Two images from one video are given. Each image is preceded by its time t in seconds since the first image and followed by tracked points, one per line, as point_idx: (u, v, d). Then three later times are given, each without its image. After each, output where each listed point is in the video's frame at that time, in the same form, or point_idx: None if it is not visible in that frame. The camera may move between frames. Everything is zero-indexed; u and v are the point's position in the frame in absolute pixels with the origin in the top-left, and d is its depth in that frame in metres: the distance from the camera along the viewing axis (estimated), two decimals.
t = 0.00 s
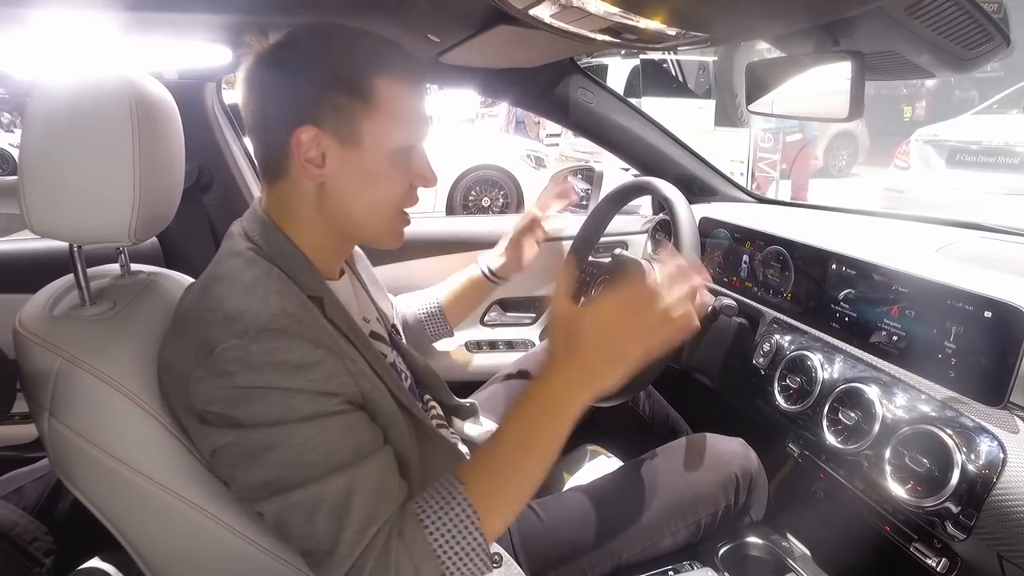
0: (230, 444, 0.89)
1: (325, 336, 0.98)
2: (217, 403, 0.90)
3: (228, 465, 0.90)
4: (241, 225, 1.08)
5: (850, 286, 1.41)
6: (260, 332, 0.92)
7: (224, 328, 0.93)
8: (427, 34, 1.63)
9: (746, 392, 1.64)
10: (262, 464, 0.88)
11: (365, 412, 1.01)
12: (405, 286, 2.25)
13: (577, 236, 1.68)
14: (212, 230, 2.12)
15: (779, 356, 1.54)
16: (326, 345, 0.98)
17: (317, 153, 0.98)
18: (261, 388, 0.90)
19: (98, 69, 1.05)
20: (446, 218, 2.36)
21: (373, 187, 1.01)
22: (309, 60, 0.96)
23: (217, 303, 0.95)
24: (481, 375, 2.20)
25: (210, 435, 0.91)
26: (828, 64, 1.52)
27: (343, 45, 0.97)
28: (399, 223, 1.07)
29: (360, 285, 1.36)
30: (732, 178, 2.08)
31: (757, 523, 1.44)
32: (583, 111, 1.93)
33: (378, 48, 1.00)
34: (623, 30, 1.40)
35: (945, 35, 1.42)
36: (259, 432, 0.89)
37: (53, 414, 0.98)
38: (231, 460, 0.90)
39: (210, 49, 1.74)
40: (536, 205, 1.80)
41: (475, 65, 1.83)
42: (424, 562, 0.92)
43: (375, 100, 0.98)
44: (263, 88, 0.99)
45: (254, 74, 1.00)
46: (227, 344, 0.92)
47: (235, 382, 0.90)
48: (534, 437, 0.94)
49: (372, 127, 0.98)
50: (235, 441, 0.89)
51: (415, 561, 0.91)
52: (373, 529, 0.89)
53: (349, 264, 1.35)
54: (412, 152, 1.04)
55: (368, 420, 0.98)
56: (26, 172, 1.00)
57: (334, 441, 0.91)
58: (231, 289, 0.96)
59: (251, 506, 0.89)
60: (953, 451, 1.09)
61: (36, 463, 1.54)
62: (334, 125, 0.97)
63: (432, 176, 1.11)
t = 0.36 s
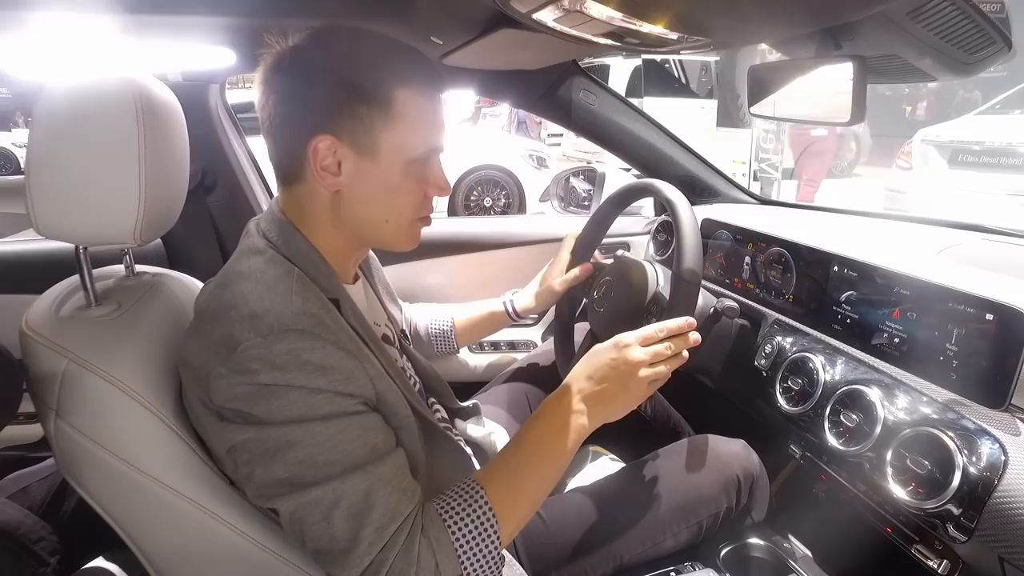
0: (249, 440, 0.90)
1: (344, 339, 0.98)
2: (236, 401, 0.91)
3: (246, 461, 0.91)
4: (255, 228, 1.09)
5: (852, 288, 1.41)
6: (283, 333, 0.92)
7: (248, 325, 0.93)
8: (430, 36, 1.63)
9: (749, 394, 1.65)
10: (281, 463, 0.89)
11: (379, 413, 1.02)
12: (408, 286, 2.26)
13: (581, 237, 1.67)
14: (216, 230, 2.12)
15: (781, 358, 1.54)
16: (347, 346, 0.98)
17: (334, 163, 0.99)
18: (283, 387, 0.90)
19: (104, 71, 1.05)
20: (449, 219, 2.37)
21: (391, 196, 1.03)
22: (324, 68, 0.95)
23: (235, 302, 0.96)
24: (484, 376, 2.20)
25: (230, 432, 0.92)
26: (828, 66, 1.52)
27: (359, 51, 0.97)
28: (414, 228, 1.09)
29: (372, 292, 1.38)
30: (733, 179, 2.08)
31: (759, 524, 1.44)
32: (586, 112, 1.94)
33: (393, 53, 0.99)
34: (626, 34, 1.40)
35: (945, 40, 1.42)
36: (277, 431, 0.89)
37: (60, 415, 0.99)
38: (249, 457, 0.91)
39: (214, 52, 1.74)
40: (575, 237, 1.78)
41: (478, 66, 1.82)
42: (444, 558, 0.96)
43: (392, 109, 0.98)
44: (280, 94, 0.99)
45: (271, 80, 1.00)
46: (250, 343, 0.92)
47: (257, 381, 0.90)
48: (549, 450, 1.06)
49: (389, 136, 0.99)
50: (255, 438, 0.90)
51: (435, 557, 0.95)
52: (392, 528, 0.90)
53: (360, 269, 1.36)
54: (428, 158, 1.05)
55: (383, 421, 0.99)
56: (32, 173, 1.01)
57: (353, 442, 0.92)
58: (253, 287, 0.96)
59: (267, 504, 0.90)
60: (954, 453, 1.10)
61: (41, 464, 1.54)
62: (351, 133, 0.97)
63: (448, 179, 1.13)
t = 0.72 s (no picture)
0: (248, 441, 0.90)
1: (343, 338, 0.98)
2: (235, 401, 0.91)
3: (246, 462, 0.91)
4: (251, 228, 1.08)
5: (853, 288, 1.41)
6: (281, 332, 0.92)
7: (247, 326, 0.93)
8: (431, 36, 1.64)
9: (750, 394, 1.65)
10: (280, 463, 0.89)
11: (378, 412, 1.02)
12: (409, 286, 2.26)
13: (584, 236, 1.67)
14: (218, 230, 2.13)
15: (782, 358, 1.54)
16: (346, 346, 0.98)
17: (325, 163, 0.99)
18: (282, 387, 0.90)
19: (106, 71, 1.05)
20: (450, 219, 2.37)
21: (384, 194, 1.02)
22: (310, 68, 0.96)
23: (233, 303, 0.96)
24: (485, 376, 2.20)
25: (230, 433, 0.92)
26: (829, 66, 1.52)
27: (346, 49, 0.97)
28: (412, 226, 1.08)
29: (369, 292, 1.38)
30: (734, 180, 2.08)
31: (760, 524, 1.44)
32: (587, 112, 1.94)
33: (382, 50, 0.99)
34: (627, 34, 1.40)
35: (947, 39, 1.42)
36: (277, 431, 0.89)
37: (61, 415, 0.99)
38: (248, 458, 0.91)
39: (215, 51, 1.74)
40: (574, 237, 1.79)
41: (480, 66, 1.82)
42: (445, 558, 0.96)
43: (379, 106, 0.97)
44: (271, 95, 1.00)
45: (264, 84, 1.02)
46: (248, 343, 0.92)
47: (256, 381, 0.90)
48: (548, 450, 1.05)
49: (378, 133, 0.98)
50: (254, 439, 0.90)
51: (436, 556, 0.95)
52: (393, 528, 0.90)
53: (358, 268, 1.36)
54: (423, 154, 1.04)
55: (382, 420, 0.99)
56: (34, 173, 1.01)
57: (353, 441, 0.92)
58: (251, 287, 0.96)
59: (266, 504, 0.90)
60: (955, 454, 1.10)
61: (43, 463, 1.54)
62: (339, 132, 0.97)
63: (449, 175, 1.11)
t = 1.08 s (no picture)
0: (242, 444, 0.90)
1: (334, 335, 0.99)
2: (229, 405, 0.90)
3: (240, 466, 0.91)
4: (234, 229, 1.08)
5: (853, 289, 1.41)
6: (271, 331, 0.93)
7: (235, 327, 0.94)
8: (432, 36, 1.64)
9: (750, 395, 1.65)
10: (276, 466, 0.89)
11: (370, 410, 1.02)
12: (409, 286, 2.26)
13: (586, 236, 1.67)
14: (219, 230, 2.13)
15: (783, 359, 1.54)
16: (334, 340, 0.99)
17: (287, 156, 1.00)
18: (274, 387, 0.90)
19: (106, 71, 1.05)
20: (450, 219, 2.37)
21: (350, 180, 1.03)
22: (259, 61, 0.97)
23: (224, 304, 0.96)
24: (485, 377, 2.20)
25: (223, 437, 0.92)
26: (830, 67, 1.52)
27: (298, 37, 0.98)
28: (383, 209, 1.09)
29: (354, 288, 1.38)
30: (736, 180, 2.08)
31: (760, 525, 1.44)
32: (587, 113, 1.94)
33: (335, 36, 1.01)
34: (627, 35, 1.40)
35: (948, 40, 1.42)
36: (270, 433, 0.89)
37: (62, 416, 0.99)
38: (242, 463, 0.90)
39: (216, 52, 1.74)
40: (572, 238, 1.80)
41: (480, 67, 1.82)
42: (446, 559, 0.96)
43: (335, 92, 0.99)
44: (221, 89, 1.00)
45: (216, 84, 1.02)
46: (238, 344, 0.92)
47: (247, 382, 0.90)
48: (549, 454, 1.06)
49: (338, 118, 0.99)
50: (248, 443, 0.90)
51: (436, 557, 0.95)
52: (391, 527, 0.90)
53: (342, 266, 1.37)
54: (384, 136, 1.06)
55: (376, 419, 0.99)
56: (35, 175, 1.01)
57: (347, 441, 0.92)
58: (239, 288, 0.97)
59: (264, 508, 0.90)
60: (955, 455, 1.10)
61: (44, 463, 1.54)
62: (297, 121, 0.98)
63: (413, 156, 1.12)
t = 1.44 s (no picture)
0: (243, 445, 0.92)
1: (332, 330, 1.00)
2: (229, 406, 0.92)
3: (244, 467, 0.92)
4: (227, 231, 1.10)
5: (853, 289, 1.42)
6: (267, 329, 0.94)
7: (233, 327, 0.95)
8: (435, 38, 1.65)
9: (750, 394, 1.66)
10: (278, 466, 0.90)
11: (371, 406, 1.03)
12: (412, 287, 2.27)
13: (589, 235, 1.68)
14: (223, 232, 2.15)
15: (783, 358, 1.55)
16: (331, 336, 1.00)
17: (268, 157, 1.04)
18: (273, 387, 0.92)
19: (112, 72, 1.06)
20: (452, 220, 2.38)
21: (333, 175, 1.06)
22: (228, 65, 1.00)
23: (223, 306, 0.98)
24: (487, 377, 2.21)
25: (224, 438, 0.93)
26: (829, 68, 1.52)
27: (263, 40, 1.01)
28: (369, 200, 1.12)
29: (353, 282, 1.39)
30: (737, 181, 2.09)
31: (760, 524, 1.44)
32: (589, 114, 1.95)
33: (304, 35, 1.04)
34: (629, 38, 1.41)
35: (948, 42, 1.42)
36: (271, 433, 0.91)
37: (68, 414, 1.00)
38: (245, 463, 0.92)
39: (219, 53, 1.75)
40: (568, 227, 1.81)
41: (483, 68, 1.83)
42: (449, 559, 0.95)
43: (306, 90, 1.02)
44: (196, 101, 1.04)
45: (187, 87, 1.05)
46: (235, 345, 0.93)
47: (246, 383, 0.92)
48: (564, 460, 1.04)
49: (313, 115, 1.03)
50: (250, 443, 0.91)
51: (440, 556, 0.94)
52: (394, 524, 0.91)
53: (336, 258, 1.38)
54: (360, 128, 1.09)
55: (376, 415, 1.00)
56: (43, 176, 1.02)
57: (347, 439, 0.93)
58: (235, 290, 0.99)
59: (268, 507, 0.92)
60: (955, 455, 1.10)
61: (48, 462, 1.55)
62: (272, 122, 1.02)
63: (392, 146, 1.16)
